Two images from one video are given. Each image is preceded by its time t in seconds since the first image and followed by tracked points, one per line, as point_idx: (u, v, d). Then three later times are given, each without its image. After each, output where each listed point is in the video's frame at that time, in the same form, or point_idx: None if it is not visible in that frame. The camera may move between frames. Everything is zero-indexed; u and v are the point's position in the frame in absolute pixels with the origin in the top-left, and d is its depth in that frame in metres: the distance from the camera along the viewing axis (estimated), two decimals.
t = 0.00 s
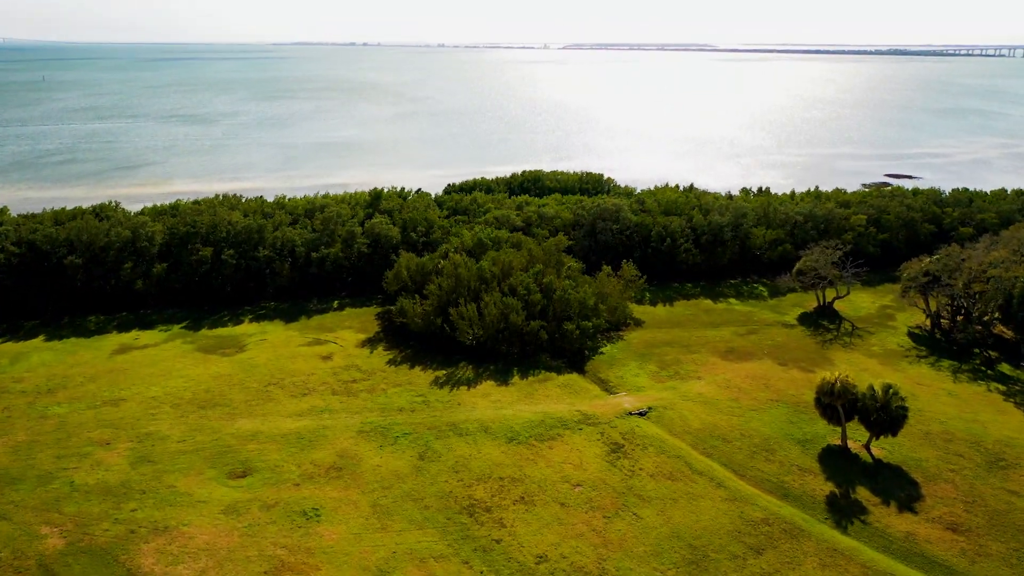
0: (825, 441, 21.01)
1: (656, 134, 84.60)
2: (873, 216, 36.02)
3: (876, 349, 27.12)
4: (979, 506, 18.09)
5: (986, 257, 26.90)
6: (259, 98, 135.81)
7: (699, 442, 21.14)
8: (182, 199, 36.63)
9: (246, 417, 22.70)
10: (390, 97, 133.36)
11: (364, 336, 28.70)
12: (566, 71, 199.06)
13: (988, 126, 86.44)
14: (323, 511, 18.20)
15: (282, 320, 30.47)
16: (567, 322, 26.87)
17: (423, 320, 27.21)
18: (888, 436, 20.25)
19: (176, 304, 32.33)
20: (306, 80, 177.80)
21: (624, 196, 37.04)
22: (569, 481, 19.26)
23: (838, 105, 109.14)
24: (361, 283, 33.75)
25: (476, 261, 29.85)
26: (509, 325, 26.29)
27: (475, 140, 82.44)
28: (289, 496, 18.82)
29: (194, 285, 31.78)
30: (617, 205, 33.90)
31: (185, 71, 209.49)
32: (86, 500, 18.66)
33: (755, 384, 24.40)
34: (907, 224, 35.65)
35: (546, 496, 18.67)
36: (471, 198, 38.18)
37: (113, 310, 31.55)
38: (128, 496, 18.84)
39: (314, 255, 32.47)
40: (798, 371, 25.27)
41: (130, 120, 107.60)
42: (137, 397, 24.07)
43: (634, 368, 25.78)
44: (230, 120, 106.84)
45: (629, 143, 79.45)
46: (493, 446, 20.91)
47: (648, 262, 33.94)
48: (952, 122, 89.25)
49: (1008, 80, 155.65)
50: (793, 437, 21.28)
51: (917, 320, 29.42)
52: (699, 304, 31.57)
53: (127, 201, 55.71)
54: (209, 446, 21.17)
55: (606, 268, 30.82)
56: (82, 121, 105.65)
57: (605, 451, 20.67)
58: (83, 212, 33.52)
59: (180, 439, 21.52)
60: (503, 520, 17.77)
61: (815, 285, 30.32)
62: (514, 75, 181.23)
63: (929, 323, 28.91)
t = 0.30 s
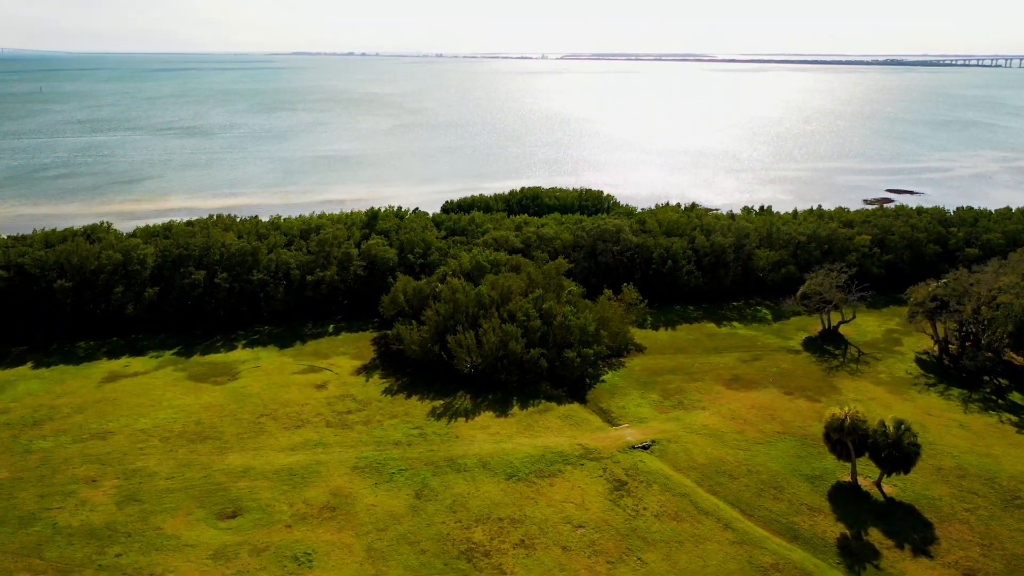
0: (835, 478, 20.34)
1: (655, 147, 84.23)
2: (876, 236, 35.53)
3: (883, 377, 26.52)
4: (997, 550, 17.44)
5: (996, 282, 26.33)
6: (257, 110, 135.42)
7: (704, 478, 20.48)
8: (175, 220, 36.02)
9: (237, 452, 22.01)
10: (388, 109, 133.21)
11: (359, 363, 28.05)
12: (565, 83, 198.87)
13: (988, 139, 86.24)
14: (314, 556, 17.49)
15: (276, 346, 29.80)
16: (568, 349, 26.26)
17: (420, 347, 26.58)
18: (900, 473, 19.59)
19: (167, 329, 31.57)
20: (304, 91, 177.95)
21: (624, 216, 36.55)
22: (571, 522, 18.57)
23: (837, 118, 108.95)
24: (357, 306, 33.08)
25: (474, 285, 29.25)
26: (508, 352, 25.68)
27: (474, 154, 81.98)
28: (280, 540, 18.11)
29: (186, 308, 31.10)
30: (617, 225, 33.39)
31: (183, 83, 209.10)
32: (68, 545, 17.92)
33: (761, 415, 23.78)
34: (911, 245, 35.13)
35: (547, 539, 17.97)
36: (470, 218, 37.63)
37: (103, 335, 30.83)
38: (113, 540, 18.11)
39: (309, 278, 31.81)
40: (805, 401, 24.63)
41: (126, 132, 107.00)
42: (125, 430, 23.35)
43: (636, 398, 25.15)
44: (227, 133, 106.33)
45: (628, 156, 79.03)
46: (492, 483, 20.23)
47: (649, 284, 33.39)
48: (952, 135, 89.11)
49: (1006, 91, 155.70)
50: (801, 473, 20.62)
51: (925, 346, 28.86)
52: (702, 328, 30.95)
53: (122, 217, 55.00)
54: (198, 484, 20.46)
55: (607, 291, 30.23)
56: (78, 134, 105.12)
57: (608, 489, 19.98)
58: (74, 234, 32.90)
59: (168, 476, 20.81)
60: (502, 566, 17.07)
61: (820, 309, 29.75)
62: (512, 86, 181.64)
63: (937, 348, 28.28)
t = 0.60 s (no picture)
0: (845, 516, 19.68)
1: (654, 161, 83.86)
2: (881, 256, 35.01)
3: (892, 405, 25.89)
4: None
5: (1006, 308, 25.73)
6: (254, 122, 135.00)
7: (710, 517, 19.81)
8: (168, 240, 35.40)
9: (228, 488, 21.31)
10: (386, 121, 133.03)
11: (355, 391, 27.39)
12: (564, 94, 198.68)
13: (988, 152, 85.95)
14: None
15: (270, 372, 29.12)
16: (569, 377, 25.63)
17: (417, 375, 25.93)
18: (913, 512, 18.93)
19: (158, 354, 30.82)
20: (302, 102, 177.94)
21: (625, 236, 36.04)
22: (573, 566, 17.87)
23: (837, 130, 108.66)
24: (353, 330, 32.41)
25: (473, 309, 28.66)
26: (507, 381, 25.04)
27: (472, 167, 81.51)
28: None
29: (178, 333, 30.40)
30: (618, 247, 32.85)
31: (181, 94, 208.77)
32: None
33: (767, 447, 23.13)
34: (917, 265, 34.58)
35: None
36: (468, 238, 37.10)
37: (93, 361, 30.11)
38: None
39: (303, 302, 31.16)
40: (812, 432, 24.00)
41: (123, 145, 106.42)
42: (112, 464, 22.63)
43: (639, 428, 24.48)
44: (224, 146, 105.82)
45: (627, 169, 78.59)
46: (491, 522, 19.53)
47: (651, 306, 32.80)
48: (952, 148, 88.87)
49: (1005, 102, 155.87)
50: (811, 511, 19.95)
51: (932, 372, 28.26)
52: (705, 353, 30.31)
53: (116, 233, 54.31)
54: (187, 523, 19.74)
55: (608, 316, 29.61)
56: (74, 147, 104.68)
57: (611, 529, 19.29)
58: (65, 256, 32.25)
59: (156, 515, 20.09)
60: None
61: (825, 333, 29.17)
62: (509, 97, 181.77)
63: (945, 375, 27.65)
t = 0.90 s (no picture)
0: (858, 557, 18.99)
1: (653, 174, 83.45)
2: (887, 277, 34.44)
3: (902, 435, 25.22)
4: None
5: (1018, 334, 25.10)
6: (253, 133, 134.51)
7: (718, 557, 19.10)
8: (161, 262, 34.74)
9: (218, 526, 20.57)
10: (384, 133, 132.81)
11: (351, 420, 26.68)
12: (562, 105, 198.54)
13: (987, 165, 85.73)
14: None
15: (264, 400, 28.40)
16: (570, 407, 24.96)
17: (414, 405, 25.26)
18: (928, 553, 18.25)
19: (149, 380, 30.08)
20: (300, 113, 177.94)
21: (626, 257, 35.48)
22: None
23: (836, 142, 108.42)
24: (349, 354, 31.72)
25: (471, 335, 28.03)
26: (507, 412, 24.37)
27: (471, 180, 80.96)
28: None
29: (170, 359, 29.69)
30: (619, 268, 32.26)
31: (179, 104, 208.24)
32: None
33: (775, 480, 22.44)
34: (923, 286, 33.99)
35: None
36: (466, 258, 36.50)
37: (83, 387, 29.36)
38: None
39: (298, 326, 30.49)
40: (821, 464, 23.31)
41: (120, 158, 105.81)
42: (99, 500, 21.88)
43: (642, 460, 23.79)
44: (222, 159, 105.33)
45: (627, 183, 78.15)
46: (490, 563, 18.80)
47: (653, 329, 32.17)
48: (951, 161, 88.63)
49: (1003, 114, 155.76)
50: (821, 550, 19.26)
51: (942, 399, 27.61)
52: (709, 379, 29.66)
53: (110, 250, 53.61)
54: (174, 565, 18.99)
55: (610, 340, 28.96)
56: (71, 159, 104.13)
57: (615, 571, 18.56)
58: (55, 279, 31.56)
59: (142, 556, 19.33)
60: None
61: (832, 359, 28.54)
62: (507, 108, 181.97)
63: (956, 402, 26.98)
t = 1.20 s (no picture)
0: None
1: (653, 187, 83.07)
2: (893, 298, 33.89)
3: (912, 465, 24.55)
4: None
5: None
6: (251, 145, 134.13)
7: None
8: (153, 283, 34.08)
9: (207, 566, 19.81)
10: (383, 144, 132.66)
11: (347, 449, 25.98)
12: (561, 116, 198.24)
13: (988, 178, 85.48)
14: None
15: (258, 427, 27.70)
16: (572, 437, 24.31)
17: (411, 435, 24.59)
18: None
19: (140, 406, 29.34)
20: (299, 124, 178.00)
21: (627, 278, 34.94)
22: None
23: (835, 154, 108.29)
24: (345, 378, 31.01)
25: (470, 360, 27.41)
26: (507, 442, 23.71)
27: (471, 194, 80.47)
28: None
29: (162, 384, 29.00)
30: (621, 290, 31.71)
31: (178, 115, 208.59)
32: None
33: (784, 515, 21.74)
34: (930, 307, 33.41)
35: None
36: (465, 278, 35.94)
37: (71, 414, 28.62)
38: None
39: (293, 350, 29.82)
40: (831, 497, 22.60)
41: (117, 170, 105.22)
42: (85, 537, 21.11)
43: (646, 492, 23.11)
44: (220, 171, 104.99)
45: (627, 196, 77.69)
46: None
47: (656, 352, 31.55)
48: (952, 173, 88.37)
49: (1002, 124, 155.65)
50: None
51: (952, 426, 26.98)
52: (713, 405, 29.00)
53: (105, 267, 52.92)
54: None
55: (612, 365, 28.34)
56: (69, 171, 103.82)
57: None
58: (45, 303, 30.87)
59: None
60: None
61: (839, 384, 27.89)
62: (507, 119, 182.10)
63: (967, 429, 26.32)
